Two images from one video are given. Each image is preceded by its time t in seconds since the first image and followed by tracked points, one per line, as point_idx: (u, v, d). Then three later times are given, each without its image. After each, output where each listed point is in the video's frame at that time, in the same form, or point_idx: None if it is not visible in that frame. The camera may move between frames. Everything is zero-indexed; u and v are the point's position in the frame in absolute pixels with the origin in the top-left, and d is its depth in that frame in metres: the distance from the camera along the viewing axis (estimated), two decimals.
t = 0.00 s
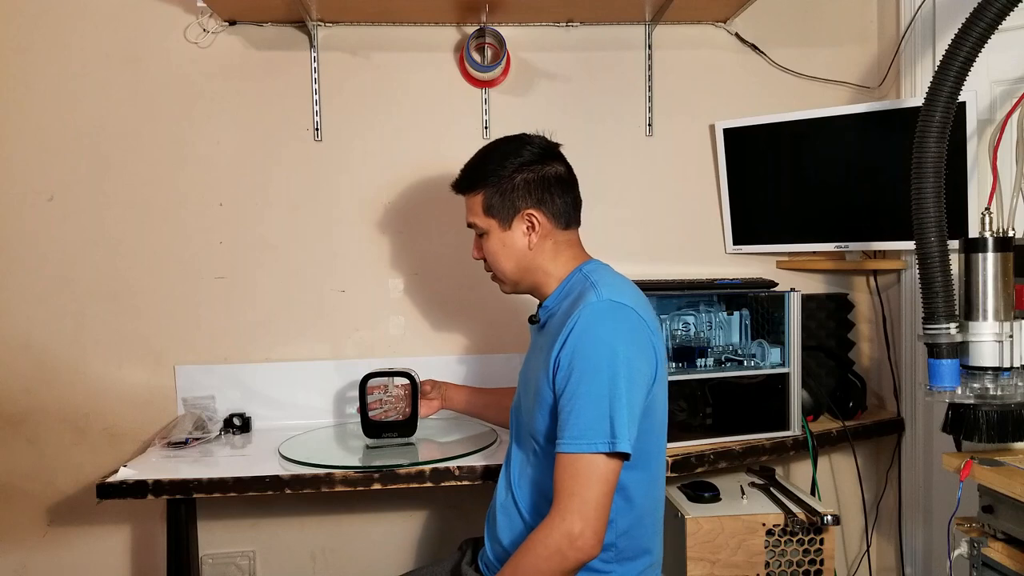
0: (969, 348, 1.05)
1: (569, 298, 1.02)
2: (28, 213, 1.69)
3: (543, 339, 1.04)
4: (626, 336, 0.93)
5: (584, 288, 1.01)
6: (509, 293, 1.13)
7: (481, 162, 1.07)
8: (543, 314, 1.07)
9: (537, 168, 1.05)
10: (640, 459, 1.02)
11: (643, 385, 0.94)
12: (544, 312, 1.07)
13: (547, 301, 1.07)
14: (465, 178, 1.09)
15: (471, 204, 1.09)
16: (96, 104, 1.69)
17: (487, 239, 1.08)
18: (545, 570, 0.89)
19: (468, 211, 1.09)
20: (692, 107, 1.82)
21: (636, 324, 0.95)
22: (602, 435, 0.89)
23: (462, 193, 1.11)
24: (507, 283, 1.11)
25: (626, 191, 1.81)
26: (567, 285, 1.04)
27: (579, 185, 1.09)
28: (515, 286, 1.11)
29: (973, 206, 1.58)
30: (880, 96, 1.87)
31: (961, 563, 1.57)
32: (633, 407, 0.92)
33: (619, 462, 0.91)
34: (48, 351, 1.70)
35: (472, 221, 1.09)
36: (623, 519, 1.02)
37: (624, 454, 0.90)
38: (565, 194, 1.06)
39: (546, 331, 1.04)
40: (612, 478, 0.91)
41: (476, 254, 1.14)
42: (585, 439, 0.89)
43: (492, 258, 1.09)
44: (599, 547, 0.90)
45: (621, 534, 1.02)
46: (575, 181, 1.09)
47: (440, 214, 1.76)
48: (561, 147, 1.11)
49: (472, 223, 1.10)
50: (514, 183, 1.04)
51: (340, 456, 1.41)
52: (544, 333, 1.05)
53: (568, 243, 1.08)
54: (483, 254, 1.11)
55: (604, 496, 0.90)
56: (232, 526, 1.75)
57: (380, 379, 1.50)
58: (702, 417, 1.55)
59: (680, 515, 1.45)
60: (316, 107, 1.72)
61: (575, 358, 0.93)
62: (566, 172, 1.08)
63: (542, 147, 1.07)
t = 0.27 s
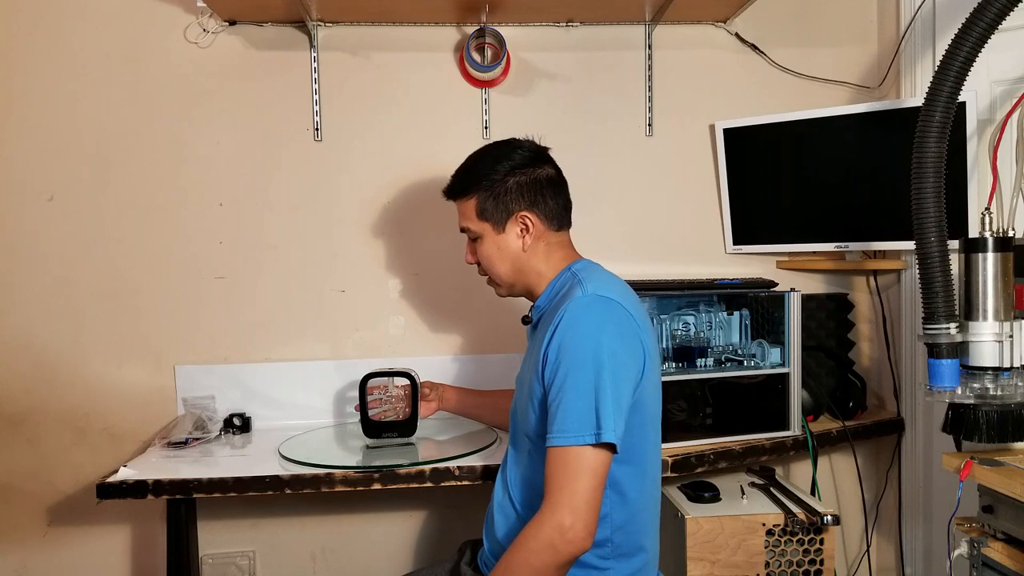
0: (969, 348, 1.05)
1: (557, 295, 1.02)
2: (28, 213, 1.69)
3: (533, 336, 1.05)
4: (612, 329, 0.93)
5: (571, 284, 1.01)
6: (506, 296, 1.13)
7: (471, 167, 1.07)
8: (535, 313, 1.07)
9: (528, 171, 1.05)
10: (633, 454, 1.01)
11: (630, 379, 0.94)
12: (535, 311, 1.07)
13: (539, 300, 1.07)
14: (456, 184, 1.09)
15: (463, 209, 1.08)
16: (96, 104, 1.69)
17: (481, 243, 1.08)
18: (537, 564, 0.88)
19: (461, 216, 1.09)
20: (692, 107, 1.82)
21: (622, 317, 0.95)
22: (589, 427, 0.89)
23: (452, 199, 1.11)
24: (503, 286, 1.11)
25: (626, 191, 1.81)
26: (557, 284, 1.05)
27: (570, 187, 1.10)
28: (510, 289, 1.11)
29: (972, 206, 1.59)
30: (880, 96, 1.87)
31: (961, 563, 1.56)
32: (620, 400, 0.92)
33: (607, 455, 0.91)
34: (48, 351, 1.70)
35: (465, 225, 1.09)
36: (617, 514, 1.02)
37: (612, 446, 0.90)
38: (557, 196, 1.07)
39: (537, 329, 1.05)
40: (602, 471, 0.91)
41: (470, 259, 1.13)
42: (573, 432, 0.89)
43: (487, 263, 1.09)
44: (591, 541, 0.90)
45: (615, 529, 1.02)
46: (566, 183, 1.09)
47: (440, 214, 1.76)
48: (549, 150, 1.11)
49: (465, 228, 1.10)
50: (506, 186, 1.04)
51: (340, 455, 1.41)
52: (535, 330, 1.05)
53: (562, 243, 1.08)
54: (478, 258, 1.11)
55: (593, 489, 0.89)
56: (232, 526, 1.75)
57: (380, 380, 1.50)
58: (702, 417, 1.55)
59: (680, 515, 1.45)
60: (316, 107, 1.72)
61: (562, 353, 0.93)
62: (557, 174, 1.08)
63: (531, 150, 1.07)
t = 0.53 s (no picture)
0: (969, 348, 1.05)
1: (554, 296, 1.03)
2: (28, 214, 1.69)
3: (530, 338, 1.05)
4: (608, 331, 0.93)
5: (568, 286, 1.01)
6: (503, 299, 1.13)
7: (463, 172, 1.07)
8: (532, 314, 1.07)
9: (521, 174, 1.05)
10: (631, 455, 1.01)
11: (627, 379, 0.94)
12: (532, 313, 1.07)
13: (535, 302, 1.07)
14: (448, 189, 1.09)
15: (457, 214, 1.09)
16: (95, 104, 1.69)
17: (476, 247, 1.09)
18: (535, 564, 0.88)
19: (455, 221, 1.09)
20: (692, 107, 1.82)
21: (618, 317, 0.95)
22: (586, 428, 0.89)
23: (446, 204, 1.11)
24: (500, 289, 1.11)
25: (626, 191, 1.81)
26: (553, 285, 1.05)
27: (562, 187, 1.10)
28: (506, 291, 1.11)
29: (972, 206, 1.59)
30: (880, 96, 1.87)
31: (961, 563, 1.56)
32: (617, 400, 0.92)
33: (604, 456, 0.91)
34: (48, 351, 1.70)
35: (459, 230, 1.09)
36: (616, 514, 1.02)
37: (609, 446, 0.90)
38: (551, 197, 1.07)
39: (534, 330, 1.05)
40: (600, 472, 0.91)
41: (465, 263, 1.14)
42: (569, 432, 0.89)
43: (483, 266, 1.09)
44: (589, 542, 0.90)
45: (614, 529, 1.02)
46: (559, 184, 1.09)
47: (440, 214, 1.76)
48: (541, 152, 1.11)
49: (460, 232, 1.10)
50: (499, 189, 1.04)
51: (340, 455, 1.41)
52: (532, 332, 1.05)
53: (556, 244, 1.08)
54: (473, 262, 1.11)
55: (591, 489, 0.89)
56: (232, 526, 1.75)
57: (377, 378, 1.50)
58: (702, 417, 1.55)
59: (680, 515, 1.45)
60: (316, 107, 1.72)
61: (559, 353, 0.93)
62: (549, 176, 1.08)
63: (523, 153, 1.07)
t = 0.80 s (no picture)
0: (969, 348, 1.05)
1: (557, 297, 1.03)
2: (28, 214, 1.69)
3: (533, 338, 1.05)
4: (612, 331, 0.93)
5: (571, 286, 1.01)
6: (503, 298, 1.13)
7: (465, 170, 1.06)
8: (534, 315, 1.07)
9: (524, 173, 1.05)
10: (632, 456, 1.01)
11: (631, 380, 0.94)
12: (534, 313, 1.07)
13: (536, 302, 1.07)
14: (449, 188, 1.09)
15: (458, 212, 1.08)
16: (95, 103, 1.69)
17: (477, 246, 1.08)
18: (538, 564, 0.88)
19: (456, 220, 1.09)
20: (692, 107, 1.82)
21: (622, 318, 0.95)
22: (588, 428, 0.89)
23: (447, 203, 1.11)
24: (500, 288, 1.11)
25: (626, 191, 1.81)
26: (556, 285, 1.05)
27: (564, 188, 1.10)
28: (506, 290, 1.11)
29: (972, 206, 1.59)
30: (880, 96, 1.87)
31: (962, 563, 1.56)
32: (621, 401, 0.92)
33: (606, 456, 0.91)
34: (48, 351, 1.70)
35: (461, 228, 1.09)
36: (616, 514, 1.02)
37: (613, 447, 0.90)
38: (553, 196, 1.07)
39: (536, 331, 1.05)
40: (603, 473, 0.91)
41: (466, 262, 1.13)
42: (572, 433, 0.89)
43: (483, 266, 1.09)
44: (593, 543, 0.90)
45: (614, 529, 1.02)
46: (561, 184, 1.10)
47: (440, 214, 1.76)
48: (543, 152, 1.12)
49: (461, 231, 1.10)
50: (502, 188, 1.04)
51: (340, 455, 1.41)
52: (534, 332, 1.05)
53: (557, 244, 1.09)
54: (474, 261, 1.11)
55: (595, 490, 0.89)
56: (232, 526, 1.75)
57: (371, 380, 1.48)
58: (702, 417, 1.55)
59: (680, 515, 1.45)
60: (316, 107, 1.72)
61: (562, 354, 0.93)
62: (552, 176, 1.08)
63: (526, 152, 1.07)
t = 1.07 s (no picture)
0: (969, 348, 1.05)
1: (570, 300, 1.02)
2: (28, 214, 1.69)
3: (542, 341, 1.04)
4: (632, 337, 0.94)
5: (585, 290, 1.01)
6: (503, 288, 1.13)
7: (485, 155, 1.06)
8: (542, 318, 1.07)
9: (542, 165, 1.06)
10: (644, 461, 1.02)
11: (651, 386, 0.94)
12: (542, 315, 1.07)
13: (545, 303, 1.07)
14: (466, 171, 1.08)
15: (473, 198, 1.08)
16: (95, 104, 1.69)
17: (486, 234, 1.08)
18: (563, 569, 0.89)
19: (469, 205, 1.09)
20: (691, 107, 1.83)
21: (640, 325, 0.96)
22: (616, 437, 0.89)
23: (460, 188, 1.10)
24: (503, 278, 1.11)
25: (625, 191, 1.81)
26: (567, 286, 1.05)
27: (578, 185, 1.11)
28: (509, 281, 1.11)
29: (972, 206, 1.59)
30: (880, 96, 1.87)
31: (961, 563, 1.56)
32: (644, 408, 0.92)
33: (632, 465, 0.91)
34: (48, 351, 1.70)
35: (471, 215, 1.09)
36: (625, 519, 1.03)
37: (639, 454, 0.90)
38: (567, 193, 1.07)
39: (545, 335, 1.04)
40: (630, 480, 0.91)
41: (471, 249, 1.13)
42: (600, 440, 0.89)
43: (491, 254, 1.09)
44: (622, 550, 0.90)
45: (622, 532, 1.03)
46: (576, 180, 1.10)
47: (441, 214, 1.76)
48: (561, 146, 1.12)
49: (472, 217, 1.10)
50: (519, 178, 1.04)
51: (340, 455, 1.41)
52: (543, 336, 1.05)
53: (567, 241, 1.09)
54: (481, 248, 1.10)
55: (623, 497, 0.89)
56: (232, 526, 1.75)
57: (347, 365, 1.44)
58: (702, 417, 1.56)
59: (680, 515, 1.45)
60: (316, 107, 1.72)
61: (585, 360, 0.92)
62: (568, 171, 1.09)
63: (546, 144, 1.07)
